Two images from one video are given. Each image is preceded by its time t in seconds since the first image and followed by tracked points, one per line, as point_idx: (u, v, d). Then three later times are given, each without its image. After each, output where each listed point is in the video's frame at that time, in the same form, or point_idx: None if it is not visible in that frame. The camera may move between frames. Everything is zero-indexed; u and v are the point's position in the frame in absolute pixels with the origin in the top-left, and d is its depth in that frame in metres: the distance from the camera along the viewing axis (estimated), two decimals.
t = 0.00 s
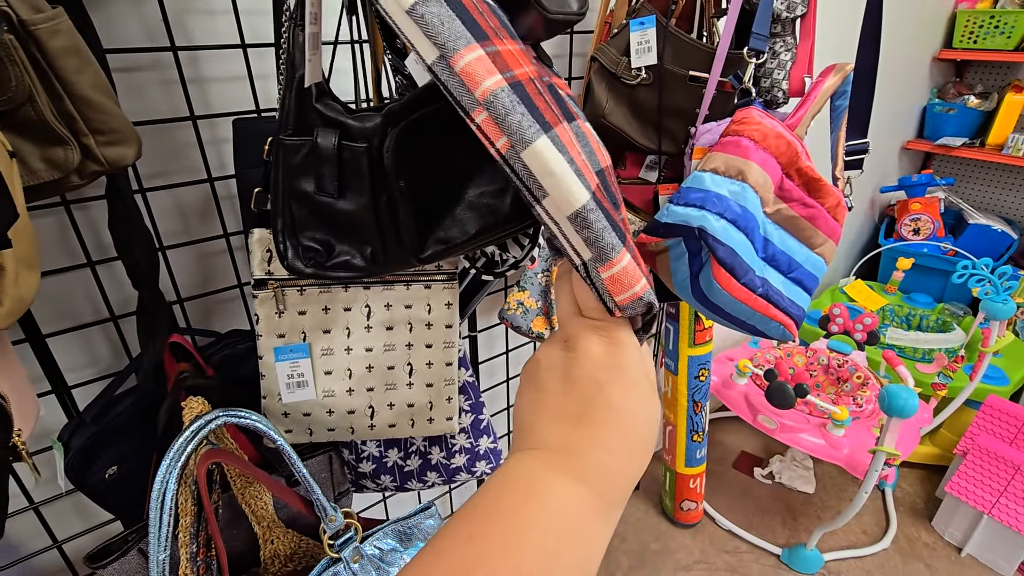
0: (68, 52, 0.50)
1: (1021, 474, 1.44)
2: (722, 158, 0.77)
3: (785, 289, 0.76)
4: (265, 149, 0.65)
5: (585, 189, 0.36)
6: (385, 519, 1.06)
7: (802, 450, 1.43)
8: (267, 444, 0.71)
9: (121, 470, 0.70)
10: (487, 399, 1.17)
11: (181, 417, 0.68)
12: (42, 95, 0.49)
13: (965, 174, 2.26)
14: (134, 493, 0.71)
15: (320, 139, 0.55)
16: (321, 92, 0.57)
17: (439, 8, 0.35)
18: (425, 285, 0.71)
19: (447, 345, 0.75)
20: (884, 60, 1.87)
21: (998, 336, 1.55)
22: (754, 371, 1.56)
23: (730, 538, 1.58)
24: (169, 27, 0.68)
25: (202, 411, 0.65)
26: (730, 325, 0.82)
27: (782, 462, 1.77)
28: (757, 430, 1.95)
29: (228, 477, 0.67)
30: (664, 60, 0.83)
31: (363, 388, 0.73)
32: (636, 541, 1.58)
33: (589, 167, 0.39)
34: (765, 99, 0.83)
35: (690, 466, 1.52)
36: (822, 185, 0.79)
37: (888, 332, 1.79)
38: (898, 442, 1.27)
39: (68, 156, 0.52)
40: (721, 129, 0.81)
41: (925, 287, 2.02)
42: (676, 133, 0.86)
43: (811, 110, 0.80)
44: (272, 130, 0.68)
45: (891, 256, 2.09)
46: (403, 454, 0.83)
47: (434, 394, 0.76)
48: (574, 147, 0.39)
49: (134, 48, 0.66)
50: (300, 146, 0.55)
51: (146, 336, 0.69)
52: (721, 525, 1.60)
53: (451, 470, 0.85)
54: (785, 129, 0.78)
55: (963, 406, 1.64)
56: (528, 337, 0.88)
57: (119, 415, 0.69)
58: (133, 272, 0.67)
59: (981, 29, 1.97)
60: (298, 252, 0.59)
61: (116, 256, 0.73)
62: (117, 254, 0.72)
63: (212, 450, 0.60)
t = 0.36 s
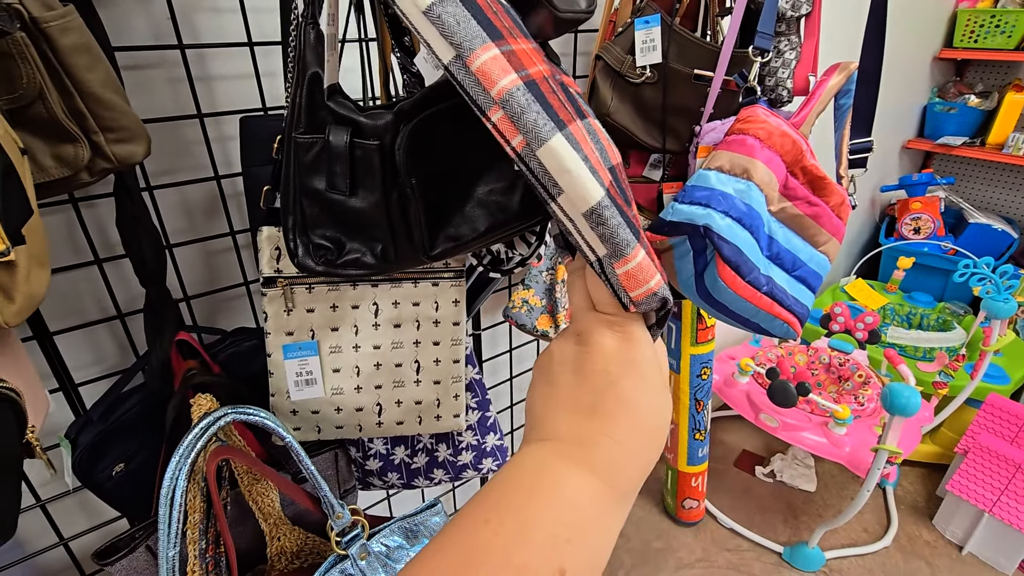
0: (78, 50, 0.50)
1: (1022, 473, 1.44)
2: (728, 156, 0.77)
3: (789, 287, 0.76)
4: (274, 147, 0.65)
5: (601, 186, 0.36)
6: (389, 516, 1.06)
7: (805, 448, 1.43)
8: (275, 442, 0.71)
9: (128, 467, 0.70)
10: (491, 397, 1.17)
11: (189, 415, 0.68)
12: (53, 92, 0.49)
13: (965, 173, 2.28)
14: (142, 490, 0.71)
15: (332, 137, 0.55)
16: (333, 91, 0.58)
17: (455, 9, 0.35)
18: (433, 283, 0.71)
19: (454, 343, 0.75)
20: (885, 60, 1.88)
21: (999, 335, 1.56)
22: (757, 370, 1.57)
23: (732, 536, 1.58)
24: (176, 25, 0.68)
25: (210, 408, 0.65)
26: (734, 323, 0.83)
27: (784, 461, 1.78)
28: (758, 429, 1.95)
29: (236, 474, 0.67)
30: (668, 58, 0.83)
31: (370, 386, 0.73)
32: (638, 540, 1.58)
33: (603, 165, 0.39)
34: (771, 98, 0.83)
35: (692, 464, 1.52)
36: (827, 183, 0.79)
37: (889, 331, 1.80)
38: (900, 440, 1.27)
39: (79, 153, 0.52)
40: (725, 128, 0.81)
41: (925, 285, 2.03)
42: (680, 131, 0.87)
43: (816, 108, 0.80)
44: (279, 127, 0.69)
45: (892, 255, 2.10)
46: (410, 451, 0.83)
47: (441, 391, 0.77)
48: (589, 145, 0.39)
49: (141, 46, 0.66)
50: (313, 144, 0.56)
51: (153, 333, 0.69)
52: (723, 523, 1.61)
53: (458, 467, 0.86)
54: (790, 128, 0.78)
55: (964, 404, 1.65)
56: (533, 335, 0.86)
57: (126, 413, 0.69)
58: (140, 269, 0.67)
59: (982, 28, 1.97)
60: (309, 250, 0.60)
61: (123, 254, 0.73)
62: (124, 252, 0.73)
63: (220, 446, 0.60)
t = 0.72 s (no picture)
0: (89, 49, 0.50)
1: (1020, 470, 1.45)
2: (730, 155, 0.77)
3: (791, 285, 0.77)
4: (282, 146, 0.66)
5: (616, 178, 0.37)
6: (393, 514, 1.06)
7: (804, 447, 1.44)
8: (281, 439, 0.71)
9: (134, 466, 0.70)
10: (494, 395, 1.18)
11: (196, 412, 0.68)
12: (64, 91, 0.50)
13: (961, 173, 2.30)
14: (148, 489, 0.72)
15: (340, 135, 0.56)
16: (341, 90, 0.58)
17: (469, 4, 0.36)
18: (438, 281, 0.72)
19: (459, 340, 0.75)
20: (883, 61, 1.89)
21: (997, 333, 1.57)
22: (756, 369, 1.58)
23: (732, 534, 1.59)
24: (184, 24, 0.69)
25: (219, 406, 0.66)
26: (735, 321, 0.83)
27: (783, 459, 1.79)
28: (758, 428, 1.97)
29: (244, 470, 0.67)
30: (671, 58, 0.84)
31: (376, 383, 0.74)
32: (639, 538, 1.59)
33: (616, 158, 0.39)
34: (772, 97, 0.83)
35: (692, 463, 1.53)
36: (829, 182, 0.80)
37: (887, 330, 1.82)
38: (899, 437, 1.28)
39: (89, 151, 0.52)
40: (728, 127, 0.82)
41: (923, 284, 2.05)
42: (682, 131, 0.87)
43: (819, 107, 0.80)
44: (286, 126, 0.69)
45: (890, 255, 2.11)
46: (414, 449, 0.84)
47: (446, 389, 0.77)
48: (601, 139, 0.39)
49: (149, 45, 0.67)
50: (321, 142, 0.56)
51: (160, 331, 0.69)
52: (723, 521, 1.62)
53: (462, 464, 0.86)
54: (793, 127, 0.78)
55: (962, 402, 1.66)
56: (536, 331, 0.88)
57: (133, 411, 0.70)
58: (147, 267, 0.67)
59: (979, 28, 1.99)
60: (317, 247, 0.60)
61: (129, 253, 0.73)
62: (131, 251, 0.73)
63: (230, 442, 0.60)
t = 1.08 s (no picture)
0: (104, 46, 0.51)
1: (1013, 465, 1.48)
2: (732, 153, 0.78)
3: (792, 282, 0.78)
4: (290, 143, 0.66)
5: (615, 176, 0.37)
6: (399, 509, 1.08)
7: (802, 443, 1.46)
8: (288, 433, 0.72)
9: (142, 462, 0.70)
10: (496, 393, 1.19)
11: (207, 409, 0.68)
12: (79, 89, 0.50)
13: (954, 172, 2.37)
14: (155, 485, 0.71)
15: (349, 132, 0.56)
16: (349, 87, 0.58)
17: (474, 6, 0.36)
18: (443, 278, 0.72)
19: (463, 337, 0.76)
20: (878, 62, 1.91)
21: (991, 330, 1.59)
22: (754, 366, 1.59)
23: (731, 531, 1.62)
24: (192, 22, 0.69)
25: (230, 401, 0.65)
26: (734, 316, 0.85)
27: (781, 456, 1.82)
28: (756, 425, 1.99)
29: (253, 465, 0.68)
30: (673, 57, 0.84)
31: (380, 378, 0.74)
32: (639, 535, 1.61)
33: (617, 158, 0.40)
34: (773, 96, 0.84)
35: (692, 460, 1.55)
36: (829, 180, 0.81)
37: (883, 328, 1.85)
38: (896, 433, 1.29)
39: (103, 148, 0.53)
40: (729, 125, 0.82)
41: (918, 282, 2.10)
42: (684, 129, 0.88)
43: (819, 107, 0.81)
44: (295, 124, 0.70)
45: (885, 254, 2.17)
46: (418, 445, 0.84)
47: (449, 385, 0.78)
48: (603, 138, 0.40)
49: (158, 43, 0.67)
50: (329, 138, 0.57)
51: (168, 328, 0.70)
52: (722, 518, 1.65)
53: (466, 461, 0.87)
54: (794, 126, 0.79)
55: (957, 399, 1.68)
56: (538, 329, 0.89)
57: (142, 407, 0.70)
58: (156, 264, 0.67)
59: (972, 29, 2.02)
60: (323, 243, 0.60)
61: (138, 250, 0.74)
62: (140, 248, 0.73)
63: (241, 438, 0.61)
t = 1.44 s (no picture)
0: (98, 38, 0.50)
1: (990, 454, 1.51)
2: (724, 150, 0.79)
3: (782, 277, 0.79)
4: (286, 138, 0.65)
5: (601, 178, 0.38)
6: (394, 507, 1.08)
7: (788, 435, 1.48)
8: (284, 430, 0.71)
9: (135, 463, 0.68)
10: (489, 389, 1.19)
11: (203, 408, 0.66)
12: (72, 82, 0.49)
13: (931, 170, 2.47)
14: (151, 486, 0.70)
15: (349, 126, 0.56)
16: (349, 83, 0.58)
17: (462, 10, 0.37)
18: (440, 274, 0.72)
19: (460, 334, 0.76)
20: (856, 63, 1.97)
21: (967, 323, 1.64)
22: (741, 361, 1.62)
23: (720, 523, 1.65)
24: (184, 16, 0.68)
25: (228, 399, 0.64)
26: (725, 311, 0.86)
27: (767, 449, 1.86)
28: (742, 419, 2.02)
29: (251, 465, 0.67)
30: (664, 55, 0.85)
31: (377, 376, 0.74)
32: (630, 530, 1.62)
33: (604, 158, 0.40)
34: (763, 94, 0.86)
35: (681, 454, 1.58)
36: (818, 176, 0.82)
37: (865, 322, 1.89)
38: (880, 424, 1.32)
39: (96, 143, 0.52)
40: (721, 123, 0.83)
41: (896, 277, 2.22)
42: (676, 127, 0.89)
43: (809, 104, 0.83)
44: (290, 120, 0.69)
45: (865, 250, 2.28)
46: (415, 442, 0.84)
47: (447, 381, 0.78)
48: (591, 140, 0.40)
49: (149, 36, 0.66)
50: (328, 133, 0.56)
51: (161, 328, 0.68)
52: (710, 511, 1.67)
53: (463, 457, 0.87)
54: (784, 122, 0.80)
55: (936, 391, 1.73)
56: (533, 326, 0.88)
57: (134, 409, 0.68)
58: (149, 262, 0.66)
59: (947, 31, 2.16)
60: (321, 238, 0.60)
61: (128, 248, 0.72)
62: (130, 246, 0.72)
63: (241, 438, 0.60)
